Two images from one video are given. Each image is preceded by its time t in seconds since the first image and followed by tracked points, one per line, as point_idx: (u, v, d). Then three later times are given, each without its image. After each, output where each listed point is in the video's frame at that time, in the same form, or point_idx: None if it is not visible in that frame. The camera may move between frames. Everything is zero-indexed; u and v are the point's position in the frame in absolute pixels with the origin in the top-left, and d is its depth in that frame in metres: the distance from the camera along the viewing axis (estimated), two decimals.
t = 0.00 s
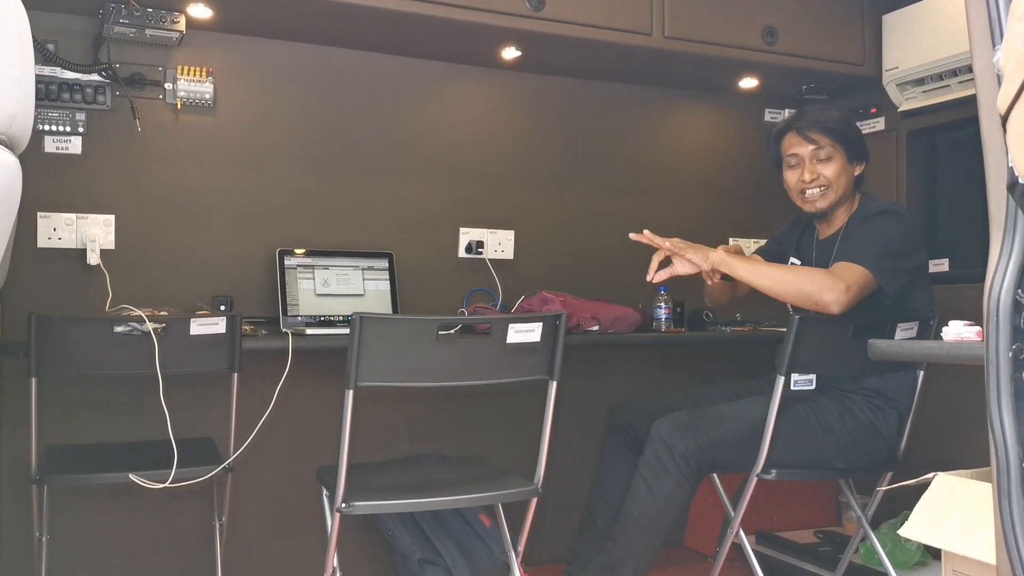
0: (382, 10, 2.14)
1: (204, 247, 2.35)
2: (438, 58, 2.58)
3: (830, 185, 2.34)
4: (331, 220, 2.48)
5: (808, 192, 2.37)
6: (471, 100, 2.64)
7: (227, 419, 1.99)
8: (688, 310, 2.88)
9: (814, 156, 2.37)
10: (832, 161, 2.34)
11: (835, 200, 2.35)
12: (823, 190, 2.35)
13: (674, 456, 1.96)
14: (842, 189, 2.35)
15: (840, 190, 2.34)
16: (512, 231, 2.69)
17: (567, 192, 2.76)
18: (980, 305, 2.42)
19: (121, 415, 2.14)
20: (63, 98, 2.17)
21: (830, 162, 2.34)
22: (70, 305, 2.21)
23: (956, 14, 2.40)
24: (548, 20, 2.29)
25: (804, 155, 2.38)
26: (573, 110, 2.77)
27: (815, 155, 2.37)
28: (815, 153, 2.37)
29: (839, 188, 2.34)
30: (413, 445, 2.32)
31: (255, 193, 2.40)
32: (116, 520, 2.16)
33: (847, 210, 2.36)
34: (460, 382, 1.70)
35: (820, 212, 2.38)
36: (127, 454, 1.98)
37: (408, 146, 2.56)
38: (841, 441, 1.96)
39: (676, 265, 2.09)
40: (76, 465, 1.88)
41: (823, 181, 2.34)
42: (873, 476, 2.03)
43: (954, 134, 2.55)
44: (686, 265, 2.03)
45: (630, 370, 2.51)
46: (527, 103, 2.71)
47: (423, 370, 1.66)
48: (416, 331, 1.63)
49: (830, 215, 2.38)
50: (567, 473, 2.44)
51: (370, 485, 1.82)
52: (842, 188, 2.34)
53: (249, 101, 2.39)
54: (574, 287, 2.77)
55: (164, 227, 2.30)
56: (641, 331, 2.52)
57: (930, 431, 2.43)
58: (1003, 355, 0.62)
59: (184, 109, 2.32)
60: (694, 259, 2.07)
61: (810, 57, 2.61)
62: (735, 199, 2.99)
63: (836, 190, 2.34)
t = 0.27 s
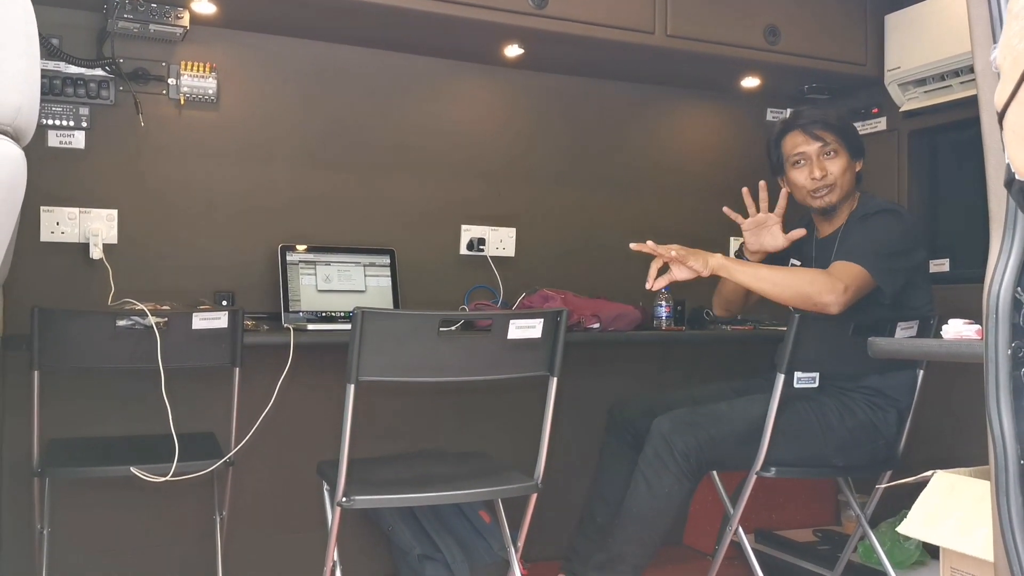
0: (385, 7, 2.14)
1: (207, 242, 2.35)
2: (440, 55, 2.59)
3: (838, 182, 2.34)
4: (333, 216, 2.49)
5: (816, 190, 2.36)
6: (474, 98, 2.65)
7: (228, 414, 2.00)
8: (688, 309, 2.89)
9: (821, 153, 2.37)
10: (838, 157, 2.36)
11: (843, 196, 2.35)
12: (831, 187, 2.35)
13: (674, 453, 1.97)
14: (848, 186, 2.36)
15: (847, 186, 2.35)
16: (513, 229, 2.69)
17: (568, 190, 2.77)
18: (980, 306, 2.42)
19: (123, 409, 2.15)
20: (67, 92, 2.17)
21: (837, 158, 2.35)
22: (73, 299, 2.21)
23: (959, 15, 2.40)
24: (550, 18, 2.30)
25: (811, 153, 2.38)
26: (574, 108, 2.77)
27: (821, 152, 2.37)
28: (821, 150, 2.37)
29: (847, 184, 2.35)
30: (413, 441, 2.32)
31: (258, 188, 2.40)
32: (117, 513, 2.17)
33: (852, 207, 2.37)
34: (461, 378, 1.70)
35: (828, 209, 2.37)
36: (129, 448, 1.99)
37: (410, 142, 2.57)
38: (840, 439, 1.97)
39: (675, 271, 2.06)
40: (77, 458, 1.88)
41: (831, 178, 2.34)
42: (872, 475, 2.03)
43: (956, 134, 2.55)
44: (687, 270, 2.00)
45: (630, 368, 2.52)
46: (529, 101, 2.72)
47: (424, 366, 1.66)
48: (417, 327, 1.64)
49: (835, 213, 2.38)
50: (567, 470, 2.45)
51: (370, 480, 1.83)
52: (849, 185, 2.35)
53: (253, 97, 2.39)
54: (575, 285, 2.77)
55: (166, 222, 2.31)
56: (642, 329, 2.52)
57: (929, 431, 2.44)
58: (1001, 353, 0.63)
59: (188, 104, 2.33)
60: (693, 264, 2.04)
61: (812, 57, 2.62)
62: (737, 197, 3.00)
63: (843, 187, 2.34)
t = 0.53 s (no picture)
0: (389, 7, 2.16)
1: (210, 240, 2.37)
2: (443, 55, 2.60)
3: (838, 183, 2.35)
4: (335, 215, 2.50)
5: (816, 191, 2.37)
6: (476, 98, 2.66)
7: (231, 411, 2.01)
8: (688, 309, 2.90)
9: (821, 154, 2.38)
10: (839, 159, 2.37)
11: (842, 198, 2.37)
12: (831, 188, 2.36)
13: (673, 451, 1.99)
14: (848, 187, 2.37)
15: (846, 188, 2.36)
16: (515, 228, 2.71)
17: (570, 190, 2.78)
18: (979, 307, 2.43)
19: (126, 405, 2.17)
20: (73, 90, 2.19)
21: (837, 160, 2.37)
22: (77, 296, 2.23)
23: (959, 17, 2.41)
24: (552, 19, 2.31)
25: (811, 154, 2.39)
26: (576, 108, 2.79)
27: (822, 153, 2.38)
28: (821, 151, 2.39)
29: (846, 186, 2.36)
30: (414, 438, 2.34)
31: (261, 186, 2.42)
32: (121, 509, 2.19)
33: (851, 209, 2.38)
34: (462, 375, 1.72)
35: (828, 210, 2.38)
36: (132, 444, 2.01)
37: (412, 142, 2.58)
38: (838, 439, 1.98)
39: (676, 271, 2.06)
40: (81, 454, 1.90)
41: (832, 179, 2.35)
42: (870, 475, 2.05)
43: (956, 137, 2.57)
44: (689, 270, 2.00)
45: (630, 367, 2.53)
46: (531, 101, 2.73)
47: (426, 363, 1.68)
48: (419, 324, 1.65)
49: (835, 215, 2.39)
50: (566, 468, 2.47)
51: (372, 476, 1.84)
52: (848, 186, 2.37)
53: (257, 96, 2.41)
54: (576, 285, 2.79)
55: (170, 219, 2.32)
56: (642, 329, 2.54)
57: (927, 432, 2.45)
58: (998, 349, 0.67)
59: (192, 103, 2.34)
60: (694, 264, 2.05)
61: (813, 59, 2.63)
62: (737, 198, 3.01)
63: (843, 188, 2.36)
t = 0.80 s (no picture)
0: (392, 12, 2.20)
1: (217, 241, 2.41)
2: (446, 59, 2.64)
3: (828, 192, 2.41)
4: (340, 216, 2.54)
5: (806, 199, 2.44)
6: (478, 101, 2.70)
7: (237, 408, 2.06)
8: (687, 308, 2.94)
9: (811, 163, 2.42)
10: (828, 167, 2.41)
11: (832, 205, 2.43)
12: (820, 196, 2.42)
13: (670, 448, 2.03)
14: (839, 194, 2.42)
15: (836, 196, 2.41)
16: (516, 229, 2.75)
17: (570, 192, 2.82)
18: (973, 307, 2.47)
19: (135, 402, 2.21)
20: (83, 94, 2.24)
21: (826, 169, 2.41)
22: (88, 295, 2.28)
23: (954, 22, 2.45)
24: (553, 23, 2.35)
25: (801, 164, 2.44)
26: (577, 111, 2.83)
27: (811, 163, 2.42)
28: (810, 161, 2.43)
29: (836, 194, 2.41)
30: (416, 436, 2.38)
31: (267, 188, 2.46)
32: (129, 505, 2.24)
33: (843, 214, 2.44)
34: (463, 373, 1.76)
35: (818, 217, 2.45)
36: (141, 441, 2.05)
37: (415, 144, 2.62)
38: (832, 436, 2.02)
39: (670, 274, 2.09)
40: (92, 450, 1.94)
41: (820, 189, 2.41)
42: (864, 472, 2.09)
43: (950, 139, 2.60)
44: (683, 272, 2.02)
45: (629, 366, 2.57)
46: (533, 103, 2.77)
47: (428, 362, 1.72)
48: (420, 324, 1.70)
49: (827, 219, 2.46)
50: (566, 465, 2.51)
51: (375, 472, 1.89)
52: (838, 194, 2.42)
53: (263, 99, 2.45)
54: (576, 285, 2.83)
55: (178, 220, 2.37)
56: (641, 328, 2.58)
57: (922, 430, 2.49)
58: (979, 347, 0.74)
59: (200, 106, 2.39)
60: (689, 267, 2.08)
61: (811, 62, 2.67)
62: (736, 199, 3.05)
63: (832, 196, 2.41)
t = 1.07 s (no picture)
0: (408, 21, 2.27)
1: (238, 243, 2.49)
2: (461, 66, 2.71)
3: (822, 202, 2.47)
4: (357, 219, 2.62)
5: (802, 207, 2.51)
6: (493, 106, 2.77)
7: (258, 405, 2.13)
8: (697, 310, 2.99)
9: (808, 173, 2.48)
10: (824, 177, 2.46)
11: (828, 214, 2.48)
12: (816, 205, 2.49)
13: (676, 447, 2.09)
14: (835, 203, 2.47)
15: (831, 206, 2.47)
16: (529, 232, 2.81)
17: (582, 196, 2.88)
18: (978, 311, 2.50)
19: (159, 398, 2.30)
20: (111, 101, 2.32)
21: (822, 179, 2.46)
22: (114, 295, 2.36)
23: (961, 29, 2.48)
24: (565, 32, 2.41)
25: (798, 172, 2.50)
26: (589, 116, 2.88)
27: (807, 173, 2.48)
28: (807, 170, 2.49)
29: (831, 203, 2.47)
30: (430, 433, 2.45)
31: (286, 192, 2.54)
32: (153, 497, 2.32)
33: (841, 223, 2.48)
34: (474, 373, 1.83)
35: (816, 225, 2.52)
36: (166, 436, 2.13)
37: (430, 149, 2.69)
38: (836, 437, 2.06)
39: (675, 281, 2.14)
40: (119, 444, 2.03)
41: (815, 198, 2.47)
42: (867, 472, 2.13)
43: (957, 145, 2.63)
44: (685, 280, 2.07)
45: (638, 367, 2.63)
46: (546, 109, 2.83)
47: (440, 362, 1.79)
48: (432, 325, 1.76)
49: (827, 226, 2.51)
50: (576, 463, 2.57)
51: (390, 468, 1.96)
52: (833, 204, 2.47)
53: (284, 106, 2.53)
54: (588, 287, 2.89)
55: (201, 223, 2.45)
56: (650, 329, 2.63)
57: (927, 432, 2.52)
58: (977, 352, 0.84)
59: (223, 112, 2.46)
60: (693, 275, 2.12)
61: (820, 69, 2.71)
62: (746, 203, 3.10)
63: (827, 206, 2.47)
